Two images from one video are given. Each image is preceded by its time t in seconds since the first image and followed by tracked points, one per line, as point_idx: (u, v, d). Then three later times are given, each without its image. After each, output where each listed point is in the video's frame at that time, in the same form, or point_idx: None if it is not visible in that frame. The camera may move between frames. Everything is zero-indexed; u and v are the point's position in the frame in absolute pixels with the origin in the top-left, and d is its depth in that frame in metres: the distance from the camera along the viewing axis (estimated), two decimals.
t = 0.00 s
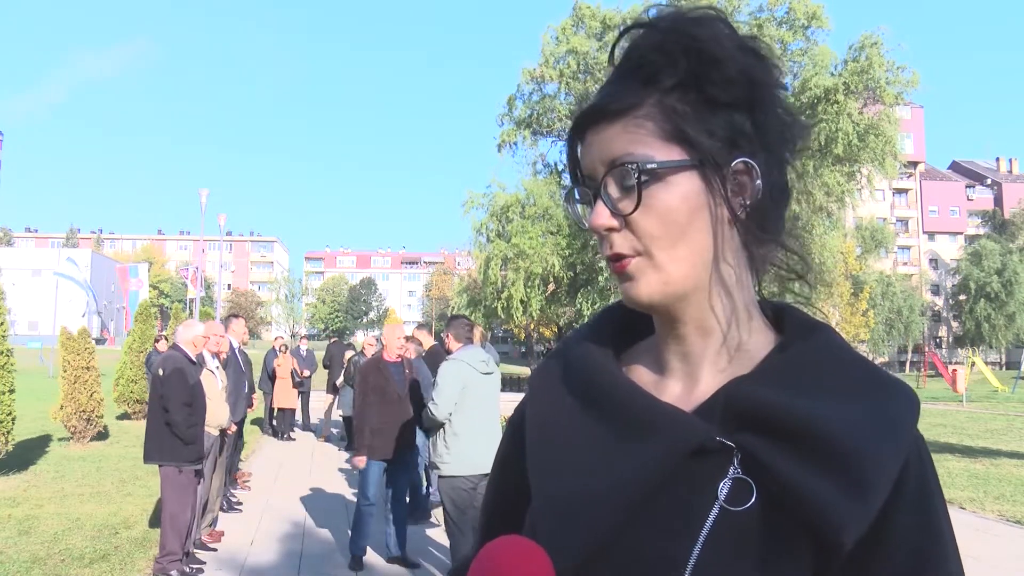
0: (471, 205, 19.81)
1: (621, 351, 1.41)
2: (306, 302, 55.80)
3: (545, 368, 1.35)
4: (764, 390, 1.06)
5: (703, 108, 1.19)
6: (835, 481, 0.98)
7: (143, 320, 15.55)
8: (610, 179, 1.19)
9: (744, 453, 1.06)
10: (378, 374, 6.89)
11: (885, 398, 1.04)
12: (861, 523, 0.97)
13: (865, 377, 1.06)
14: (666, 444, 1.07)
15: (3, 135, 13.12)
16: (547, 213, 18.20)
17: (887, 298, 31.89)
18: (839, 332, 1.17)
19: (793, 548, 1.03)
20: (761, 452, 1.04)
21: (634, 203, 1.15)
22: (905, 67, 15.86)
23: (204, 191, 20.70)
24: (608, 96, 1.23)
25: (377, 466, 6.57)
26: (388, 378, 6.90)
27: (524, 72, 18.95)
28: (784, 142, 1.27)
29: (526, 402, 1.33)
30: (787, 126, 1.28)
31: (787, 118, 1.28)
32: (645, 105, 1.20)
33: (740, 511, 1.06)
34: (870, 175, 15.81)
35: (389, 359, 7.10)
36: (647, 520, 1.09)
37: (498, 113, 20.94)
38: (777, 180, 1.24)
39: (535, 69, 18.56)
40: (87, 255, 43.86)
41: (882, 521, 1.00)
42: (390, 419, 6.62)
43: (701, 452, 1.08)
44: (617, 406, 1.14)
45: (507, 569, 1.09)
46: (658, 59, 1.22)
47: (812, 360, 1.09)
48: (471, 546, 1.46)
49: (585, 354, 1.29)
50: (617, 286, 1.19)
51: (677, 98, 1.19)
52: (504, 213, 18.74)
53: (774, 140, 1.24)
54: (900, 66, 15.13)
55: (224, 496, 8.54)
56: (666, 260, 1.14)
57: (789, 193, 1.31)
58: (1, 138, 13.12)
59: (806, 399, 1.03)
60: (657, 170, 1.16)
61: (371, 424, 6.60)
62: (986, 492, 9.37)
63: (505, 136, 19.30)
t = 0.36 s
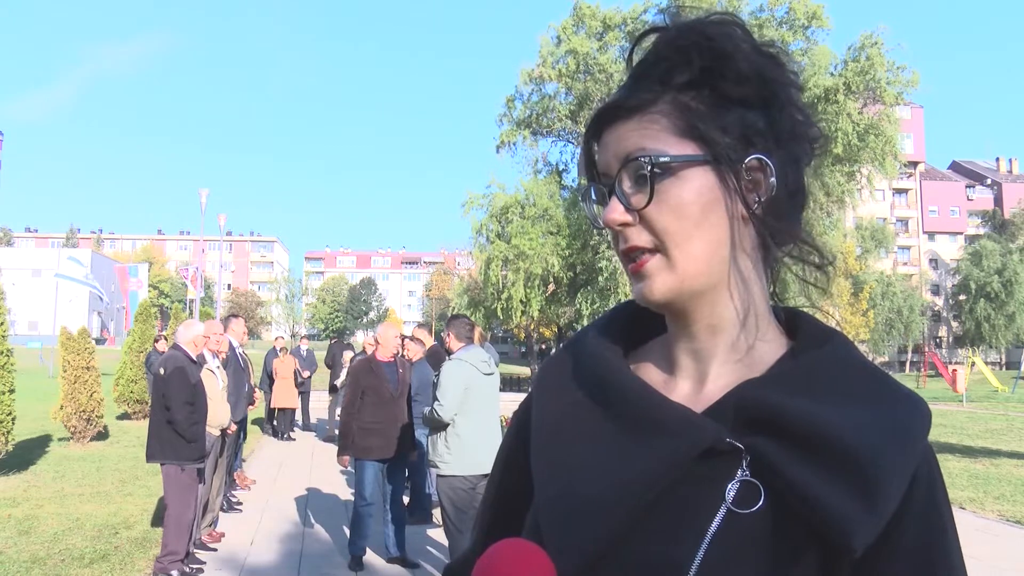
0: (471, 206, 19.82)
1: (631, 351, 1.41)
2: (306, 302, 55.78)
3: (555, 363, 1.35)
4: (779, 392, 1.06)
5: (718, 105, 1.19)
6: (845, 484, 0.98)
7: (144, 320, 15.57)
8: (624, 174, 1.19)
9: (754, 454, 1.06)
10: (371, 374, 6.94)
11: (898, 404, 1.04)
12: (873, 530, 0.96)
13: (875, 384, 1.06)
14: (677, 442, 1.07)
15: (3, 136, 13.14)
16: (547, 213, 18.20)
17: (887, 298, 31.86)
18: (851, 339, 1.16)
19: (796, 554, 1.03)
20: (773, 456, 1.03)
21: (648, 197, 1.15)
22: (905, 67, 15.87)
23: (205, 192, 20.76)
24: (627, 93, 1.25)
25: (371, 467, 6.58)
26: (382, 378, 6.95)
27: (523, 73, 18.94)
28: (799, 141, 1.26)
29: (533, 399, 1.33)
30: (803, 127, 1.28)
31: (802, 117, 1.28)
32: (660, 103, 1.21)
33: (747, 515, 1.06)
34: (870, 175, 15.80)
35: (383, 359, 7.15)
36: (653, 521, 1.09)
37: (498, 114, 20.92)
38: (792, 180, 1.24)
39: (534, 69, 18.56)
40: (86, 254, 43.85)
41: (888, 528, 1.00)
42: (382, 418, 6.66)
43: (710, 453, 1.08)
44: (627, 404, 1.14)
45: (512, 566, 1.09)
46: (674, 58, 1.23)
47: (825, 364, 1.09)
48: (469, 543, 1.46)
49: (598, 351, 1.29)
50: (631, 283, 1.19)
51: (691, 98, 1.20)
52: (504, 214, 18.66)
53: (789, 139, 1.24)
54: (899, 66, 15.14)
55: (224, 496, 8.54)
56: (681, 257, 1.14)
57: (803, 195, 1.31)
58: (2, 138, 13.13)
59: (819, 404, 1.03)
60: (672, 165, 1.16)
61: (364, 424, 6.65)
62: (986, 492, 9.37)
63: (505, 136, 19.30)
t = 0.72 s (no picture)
0: (471, 206, 19.83)
1: (631, 352, 1.40)
2: (306, 302, 55.79)
3: (552, 367, 1.35)
4: (777, 394, 1.05)
5: (708, 108, 1.19)
6: (842, 484, 0.98)
7: (144, 320, 15.61)
8: (615, 185, 1.19)
9: (751, 454, 1.06)
10: (368, 375, 6.95)
11: (898, 402, 1.03)
12: (872, 524, 0.96)
13: (872, 382, 1.06)
14: (674, 444, 1.06)
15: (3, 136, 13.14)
16: (547, 213, 18.20)
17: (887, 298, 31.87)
18: (850, 336, 1.16)
19: (800, 545, 1.03)
20: (774, 457, 1.03)
21: (639, 207, 1.15)
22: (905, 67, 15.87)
23: (205, 192, 20.78)
24: (615, 98, 1.24)
25: (371, 467, 6.58)
26: (380, 378, 6.95)
27: (523, 73, 18.95)
28: (791, 140, 1.26)
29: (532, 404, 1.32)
30: (795, 125, 1.27)
31: (795, 114, 1.28)
32: (647, 109, 1.20)
33: (748, 513, 1.06)
34: (870, 175, 15.80)
35: (381, 359, 7.16)
36: (655, 523, 1.09)
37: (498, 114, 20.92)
38: (785, 180, 1.24)
39: (533, 70, 18.57)
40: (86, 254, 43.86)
41: (890, 525, 1.00)
42: (381, 417, 6.67)
43: (707, 455, 1.07)
44: (623, 409, 1.14)
45: (513, 569, 1.08)
46: (662, 61, 1.23)
47: (820, 361, 1.09)
48: (473, 546, 1.46)
49: (593, 355, 1.28)
50: (626, 290, 1.19)
51: (679, 102, 1.19)
52: (504, 214, 18.74)
53: (782, 137, 1.24)
54: (900, 67, 15.15)
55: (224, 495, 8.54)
56: (674, 265, 1.14)
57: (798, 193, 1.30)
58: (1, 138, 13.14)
59: (817, 402, 1.03)
60: (660, 175, 1.16)
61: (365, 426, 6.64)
62: (986, 492, 9.37)
63: (504, 137, 19.32)
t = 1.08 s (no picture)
0: (471, 206, 19.83)
1: (622, 350, 1.40)
2: (306, 302, 55.77)
3: (548, 367, 1.36)
4: (771, 389, 1.05)
5: (709, 103, 1.19)
6: (837, 483, 0.97)
7: (144, 320, 15.67)
8: (611, 167, 1.19)
9: (743, 453, 1.06)
10: (369, 375, 6.93)
11: (894, 400, 1.03)
12: (863, 524, 0.96)
13: (869, 376, 1.05)
14: (670, 441, 1.06)
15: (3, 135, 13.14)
16: (546, 213, 18.20)
17: (887, 297, 32.01)
18: (842, 331, 1.15)
19: (795, 546, 1.03)
20: (766, 458, 1.03)
21: (632, 192, 1.15)
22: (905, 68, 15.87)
23: (205, 192, 20.82)
24: (619, 88, 1.24)
25: (370, 467, 6.57)
26: (380, 378, 6.94)
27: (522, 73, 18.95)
28: (790, 143, 1.26)
29: (529, 401, 1.33)
30: (793, 128, 1.28)
31: (794, 117, 1.28)
32: (649, 99, 1.20)
33: (742, 513, 1.06)
34: (870, 175, 15.79)
35: (382, 359, 7.15)
36: (649, 523, 1.09)
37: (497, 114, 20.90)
38: (781, 182, 1.24)
39: (532, 70, 18.56)
40: (86, 254, 43.83)
41: (886, 525, 0.99)
42: (381, 419, 6.67)
43: (701, 454, 1.07)
44: (617, 404, 1.14)
45: (511, 567, 1.08)
46: (666, 56, 1.23)
47: (813, 357, 1.08)
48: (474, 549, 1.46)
49: (587, 354, 1.28)
50: (614, 276, 1.18)
51: (681, 96, 1.20)
52: (504, 213, 18.78)
53: (780, 139, 1.24)
54: (900, 67, 15.15)
55: (224, 495, 8.54)
56: (664, 252, 1.13)
57: (794, 192, 1.30)
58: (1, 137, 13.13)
59: (813, 397, 1.02)
60: (657, 160, 1.16)
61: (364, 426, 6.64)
62: (986, 492, 9.37)
63: (504, 138, 19.31)
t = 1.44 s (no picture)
0: (471, 207, 19.83)
1: (638, 352, 1.40)
2: (306, 302, 55.76)
3: (561, 370, 1.35)
4: (784, 386, 1.05)
5: (717, 112, 1.19)
6: (846, 479, 0.97)
7: (144, 320, 15.68)
8: (628, 191, 1.18)
9: (755, 447, 1.06)
10: (370, 374, 6.99)
11: (900, 391, 1.03)
12: (871, 516, 0.96)
13: (875, 374, 1.05)
14: (682, 441, 1.06)
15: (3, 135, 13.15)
16: (546, 213, 18.18)
17: (887, 297, 32.04)
18: (853, 332, 1.16)
19: (802, 535, 1.03)
20: (778, 454, 1.03)
21: (656, 212, 1.14)
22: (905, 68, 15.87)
23: (206, 192, 20.85)
24: (622, 104, 1.22)
25: (371, 467, 6.58)
26: (382, 377, 6.98)
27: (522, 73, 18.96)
28: (792, 142, 1.27)
29: (544, 404, 1.32)
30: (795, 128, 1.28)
31: (797, 117, 1.29)
32: (659, 114, 1.19)
33: (752, 505, 1.06)
34: (870, 175, 15.79)
35: (384, 359, 7.19)
36: (661, 520, 1.09)
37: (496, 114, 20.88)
38: (787, 180, 1.25)
39: (531, 70, 18.56)
40: (86, 254, 43.86)
41: (895, 518, 0.99)
42: (383, 415, 6.68)
43: (712, 447, 1.08)
44: (630, 408, 1.14)
45: (516, 568, 1.09)
46: (671, 66, 1.21)
47: (823, 357, 1.08)
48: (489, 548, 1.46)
49: (603, 354, 1.28)
50: (639, 292, 1.19)
51: (690, 108, 1.19)
52: (504, 213, 18.71)
53: (784, 139, 1.25)
54: (900, 67, 15.15)
55: (224, 495, 8.54)
56: (688, 267, 1.13)
57: (796, 191, 1.30)
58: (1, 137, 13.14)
59: (823, 398, 1.02)
60: (674, 179, 1.15)
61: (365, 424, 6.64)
62: (986, 492, 9.36)
63: (504, 138, 19.32)
